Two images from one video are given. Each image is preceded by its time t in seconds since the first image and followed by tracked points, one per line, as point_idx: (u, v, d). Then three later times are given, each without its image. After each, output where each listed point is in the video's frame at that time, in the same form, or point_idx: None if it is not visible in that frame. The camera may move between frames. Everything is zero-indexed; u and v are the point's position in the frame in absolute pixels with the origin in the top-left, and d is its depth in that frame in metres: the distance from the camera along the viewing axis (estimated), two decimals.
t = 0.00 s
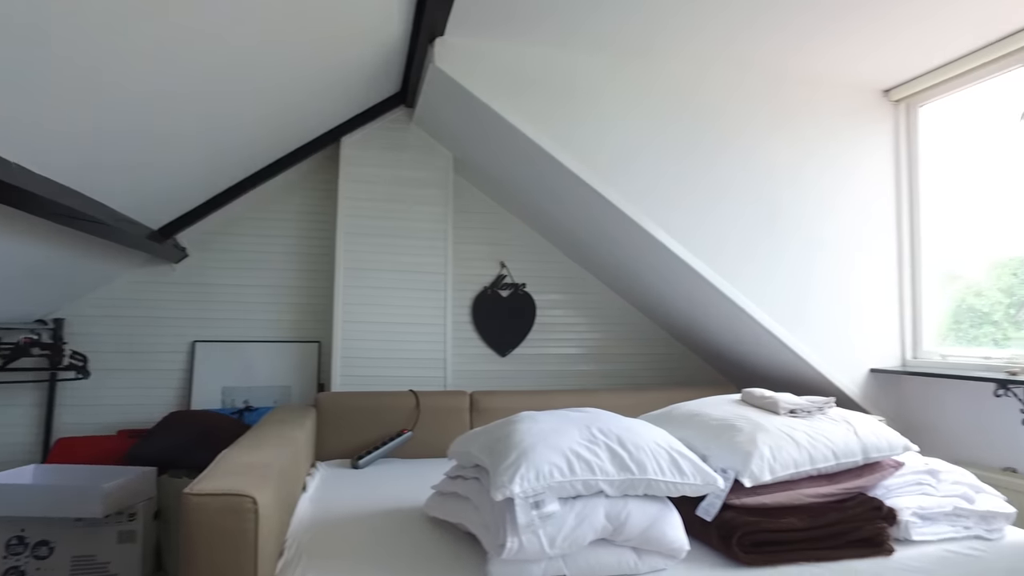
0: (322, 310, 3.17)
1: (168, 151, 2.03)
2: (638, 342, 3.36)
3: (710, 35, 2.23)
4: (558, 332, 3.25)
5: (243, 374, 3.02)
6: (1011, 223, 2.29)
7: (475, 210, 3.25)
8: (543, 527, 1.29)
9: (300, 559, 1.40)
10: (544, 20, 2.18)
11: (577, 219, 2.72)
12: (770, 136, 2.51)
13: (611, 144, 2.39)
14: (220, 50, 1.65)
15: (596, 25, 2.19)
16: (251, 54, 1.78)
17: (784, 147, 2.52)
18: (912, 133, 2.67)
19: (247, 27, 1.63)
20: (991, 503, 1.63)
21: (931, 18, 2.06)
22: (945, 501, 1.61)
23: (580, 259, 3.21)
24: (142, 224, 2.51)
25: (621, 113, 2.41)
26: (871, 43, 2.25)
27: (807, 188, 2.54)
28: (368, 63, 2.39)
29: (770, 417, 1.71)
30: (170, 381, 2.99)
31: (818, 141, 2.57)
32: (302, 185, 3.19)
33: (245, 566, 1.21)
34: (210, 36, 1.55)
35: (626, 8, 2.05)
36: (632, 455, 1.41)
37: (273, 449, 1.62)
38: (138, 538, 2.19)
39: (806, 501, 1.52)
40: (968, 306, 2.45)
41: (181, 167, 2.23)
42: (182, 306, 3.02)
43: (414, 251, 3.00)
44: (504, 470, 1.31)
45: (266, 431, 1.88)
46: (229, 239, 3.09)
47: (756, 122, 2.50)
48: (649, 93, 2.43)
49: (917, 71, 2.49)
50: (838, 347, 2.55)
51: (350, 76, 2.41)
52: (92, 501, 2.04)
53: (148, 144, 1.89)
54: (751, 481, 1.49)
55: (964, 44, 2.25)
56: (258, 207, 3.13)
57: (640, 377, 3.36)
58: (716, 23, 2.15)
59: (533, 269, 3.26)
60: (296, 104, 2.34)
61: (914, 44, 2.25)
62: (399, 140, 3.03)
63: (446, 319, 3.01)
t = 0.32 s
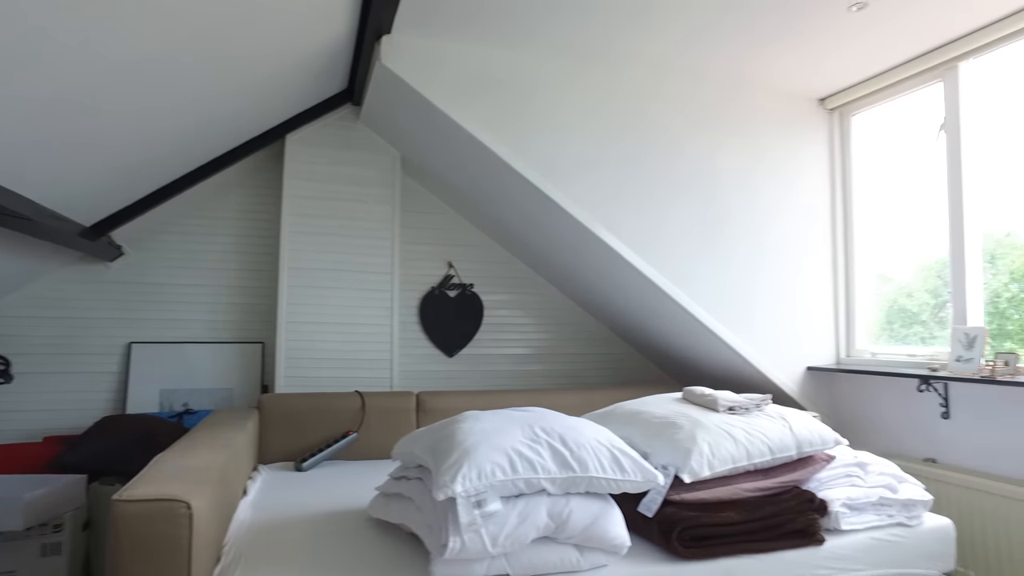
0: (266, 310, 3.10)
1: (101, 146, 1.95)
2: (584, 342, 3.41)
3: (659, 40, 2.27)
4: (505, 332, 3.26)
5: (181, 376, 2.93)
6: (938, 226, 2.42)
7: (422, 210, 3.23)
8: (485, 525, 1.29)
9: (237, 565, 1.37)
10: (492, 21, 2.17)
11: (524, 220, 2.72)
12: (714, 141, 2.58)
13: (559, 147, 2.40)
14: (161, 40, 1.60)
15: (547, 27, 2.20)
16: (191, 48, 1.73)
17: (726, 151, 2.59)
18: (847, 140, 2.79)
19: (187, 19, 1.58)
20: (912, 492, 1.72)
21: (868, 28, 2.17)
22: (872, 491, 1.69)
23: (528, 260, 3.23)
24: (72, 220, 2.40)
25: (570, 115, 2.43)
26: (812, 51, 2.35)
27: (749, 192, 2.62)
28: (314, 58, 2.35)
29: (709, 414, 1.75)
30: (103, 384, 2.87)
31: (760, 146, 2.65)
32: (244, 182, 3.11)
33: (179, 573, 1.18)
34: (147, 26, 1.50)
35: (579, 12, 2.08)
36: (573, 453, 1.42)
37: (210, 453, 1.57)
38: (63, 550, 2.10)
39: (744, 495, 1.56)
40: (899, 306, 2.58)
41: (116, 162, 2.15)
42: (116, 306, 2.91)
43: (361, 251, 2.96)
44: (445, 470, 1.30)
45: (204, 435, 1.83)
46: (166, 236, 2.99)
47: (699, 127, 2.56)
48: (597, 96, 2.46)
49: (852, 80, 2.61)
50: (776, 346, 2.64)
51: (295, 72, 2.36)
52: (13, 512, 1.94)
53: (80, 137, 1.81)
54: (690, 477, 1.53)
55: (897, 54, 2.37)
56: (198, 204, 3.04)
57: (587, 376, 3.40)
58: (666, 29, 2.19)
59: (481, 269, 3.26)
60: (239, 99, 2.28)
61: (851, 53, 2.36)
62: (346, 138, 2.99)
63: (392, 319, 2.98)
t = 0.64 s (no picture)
0: (220, 311, 3.04)
1: (45, 141, 1.89)
2: (544, 343, 3.43)
3: (619, 44, 2.29)
4: (465, 333, 3.26)
5: (131, 379, 2.84)
6: (886, 230, 2.51)
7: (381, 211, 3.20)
8: (440, 527, 1.29)
9: (185, 571, 1.34)
10: (452, 22, 2.15)
11: (484, 222, 2.72)
12: (673, 145, 2.62)
13: (520, 150, 2.40)
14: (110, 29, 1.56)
15: (509, 30, 2.19)
16: (140, 42, 1.69)
17: (684, 155, 2.64)
18: (800, 145, 2.87)
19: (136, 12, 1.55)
20: (857, 487, 1.77)
21: (822, 37, 2.23)
22: (819, 487, 1.73)
23: (488, 261, 3.23)
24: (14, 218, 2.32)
25: (532, 118, 2.43)
26: (768, 58, 2.41)
27: (707, 196, 2.67)
28: (271, 56, 2.31)
29: (663, 413, 1.77)
30: (47, 387, 2.78)
31: (717, 151, 2.71)
32: (197, 180, 3.05)
33: None
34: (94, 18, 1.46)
35: (542, 15, 2.09)
36: (529, 453, 1.43)
37: (158, 457, 1.54)
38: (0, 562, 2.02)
39: (697, 492, 1.58)
40: (851, 307, 2.66)
41: (61, 158, 2.08)
42: (62, 307, 2.82)
43: (319, 251, 2.93)
44: (400, 471, 1.30)
45: (153, 439, 1.78)
46: (116, 235, 2.91)
47: (658, 131, 2.60)
48: (558, 98, 2.47)
49: (804, 87, 2.68)
50: (731, 347, 2.70)
51: (251, 69, 2.32)
52: None
53: (23, 131, 1.75)
54: (645, 476, 1.55)
55: (849, 62, 2.45)
56: (149, 202, 2.96)
57: (547, 377, 3.42)
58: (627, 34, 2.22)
59: (441, 270, 3.25)
60: (192, 95, 2.23)
61: (805, 60, 2.42)
62: (304, 136, 2.94)
63: (350, 320, 2.96)
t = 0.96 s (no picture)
0: (163, 312, 2.95)
1: None
2: (498, 344, 3.44)
3: (575, 47, 2.30)
4: (419, 335, 3.24)
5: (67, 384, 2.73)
6: (830, 234, 2.60)
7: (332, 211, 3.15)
8: (387, 531, 1.28)
9: None
10: (406, 22, 2.12)
11: (436, 223, 2.70)
12: (625, 149, 2.65)
13: (475, 153, 2.38)
14: (45, 19, 1.49)
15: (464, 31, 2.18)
16: (77, 33, 1.63)
17: (637, 159, 2.68)
18: (747, 151, 2.94)
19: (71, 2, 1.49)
20: (799, 483, 1.82)
21: (771, 46, 2.29)
22: (763, 484, 1.77)
23: (441, 262, 3.21)
24: None
25: (486, 120, 2.42)
26: (719, 65, 2.46)
27: (658, 199, 2.71)
28: (217, 51, 2.25)
29: (612, 414, 1.79)
30: None
31: (668, 156, 2.76)
32: (140, 178, 2.95)
33: None
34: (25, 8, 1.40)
35: (497, 16, 2.08)
36: (477, 455, 1.43)
37: (92, 465, 1.48)
38: None
39: (644, 492, 1.60)
40: (798, 309, 2.73)
41: None
42: None
43: (268, 252, 2.87)
44: (347, 475, 1.28)
45: (88, 446, 1.71)
46: (52, 233, 2.79)
47: (612, 134, 2.63)
48: (514, 100, 2.46)
49: (754, 94, 2.75)
50: (682, 348, 2.75)
51: (196, 64, 2.26)
52: None
53: None
54: (593, 476, 1.56)
55: (796, 70, 2.52)
56: (88, 200, 2.86)
57: (500, 378, 3.43)
58: (581, 38, 2.23)
59: (394, 272, 3.22)
60: (133, 89, 2.16)
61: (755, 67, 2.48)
62: (253, 134, 2.88)
63: (300, 322, 2.91)
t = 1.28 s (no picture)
0: (103, 314, 2.84)
1: None
2: (452, 346, 3.43)
3: (533, 48, 2.29)
4: (372, 337, 3.20)
5: None
6: (778, 237, 2.67)
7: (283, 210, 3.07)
8: (334, 536, 1.26)
9: None
10: (362, 19, 2.08)
11: (390, 225, 2.68)
12: (580, 151, 2.67)
13: (429, 155, 2.35)
14: None
15: (420, 31, 2.14)
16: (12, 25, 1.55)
17: (593, 163, 2.70)
18: (698, 155, 3.00)
19: None
20: (745, 482, 1.86)
21: (724, 52, 2.33)
22: (711, 483, 1.80)
23: (395, 264, 3.18)
24: None
25: (442, 121, 2.39)
26: (673, 70, 2.50)
27: (612, 201, 2.74)
28: (163, 45, 2.17)
29: (563, 416, 1.80)
30: None
31: (622, 160, 2.79)
32: (79, 174, 2.84)
33: None
34: None
35: (464, 17, 2.07)
36: (426, 458, 1.42)
37: (20, 475, 1.41)
38: None
39: (594, 493, 1.62)
40: (749, 310, 2.79)
41: None
42: None
43: (216, 252, 2.80)
44: (292, 480, 1.26)
45: (19, 454, 1.64)
46: None
47: (568, 137, 2.64)
48: (470, 102, 2.44)
49: (706, 100, 2.80)
50: (635, 350, 2.78)
51: (141, 58, 2.18)
52: None
53: None
54: (543, 477, 1.57)
55: (749, 77, 2.57)
56: (23, 197, 2.73)
57: (454, 380, 3.42)
58: (536, 40, 2.23)
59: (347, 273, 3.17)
60: (73, 83, 2.07)
61: (708, 73, 2.52)
62: (201, 131, 2.80)
63: (250, 324, 2.85)
